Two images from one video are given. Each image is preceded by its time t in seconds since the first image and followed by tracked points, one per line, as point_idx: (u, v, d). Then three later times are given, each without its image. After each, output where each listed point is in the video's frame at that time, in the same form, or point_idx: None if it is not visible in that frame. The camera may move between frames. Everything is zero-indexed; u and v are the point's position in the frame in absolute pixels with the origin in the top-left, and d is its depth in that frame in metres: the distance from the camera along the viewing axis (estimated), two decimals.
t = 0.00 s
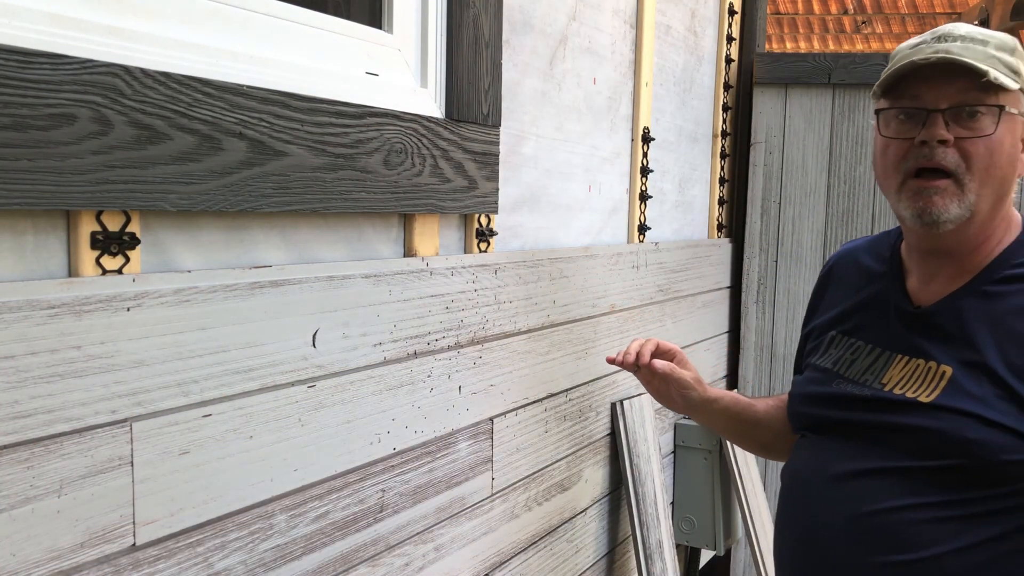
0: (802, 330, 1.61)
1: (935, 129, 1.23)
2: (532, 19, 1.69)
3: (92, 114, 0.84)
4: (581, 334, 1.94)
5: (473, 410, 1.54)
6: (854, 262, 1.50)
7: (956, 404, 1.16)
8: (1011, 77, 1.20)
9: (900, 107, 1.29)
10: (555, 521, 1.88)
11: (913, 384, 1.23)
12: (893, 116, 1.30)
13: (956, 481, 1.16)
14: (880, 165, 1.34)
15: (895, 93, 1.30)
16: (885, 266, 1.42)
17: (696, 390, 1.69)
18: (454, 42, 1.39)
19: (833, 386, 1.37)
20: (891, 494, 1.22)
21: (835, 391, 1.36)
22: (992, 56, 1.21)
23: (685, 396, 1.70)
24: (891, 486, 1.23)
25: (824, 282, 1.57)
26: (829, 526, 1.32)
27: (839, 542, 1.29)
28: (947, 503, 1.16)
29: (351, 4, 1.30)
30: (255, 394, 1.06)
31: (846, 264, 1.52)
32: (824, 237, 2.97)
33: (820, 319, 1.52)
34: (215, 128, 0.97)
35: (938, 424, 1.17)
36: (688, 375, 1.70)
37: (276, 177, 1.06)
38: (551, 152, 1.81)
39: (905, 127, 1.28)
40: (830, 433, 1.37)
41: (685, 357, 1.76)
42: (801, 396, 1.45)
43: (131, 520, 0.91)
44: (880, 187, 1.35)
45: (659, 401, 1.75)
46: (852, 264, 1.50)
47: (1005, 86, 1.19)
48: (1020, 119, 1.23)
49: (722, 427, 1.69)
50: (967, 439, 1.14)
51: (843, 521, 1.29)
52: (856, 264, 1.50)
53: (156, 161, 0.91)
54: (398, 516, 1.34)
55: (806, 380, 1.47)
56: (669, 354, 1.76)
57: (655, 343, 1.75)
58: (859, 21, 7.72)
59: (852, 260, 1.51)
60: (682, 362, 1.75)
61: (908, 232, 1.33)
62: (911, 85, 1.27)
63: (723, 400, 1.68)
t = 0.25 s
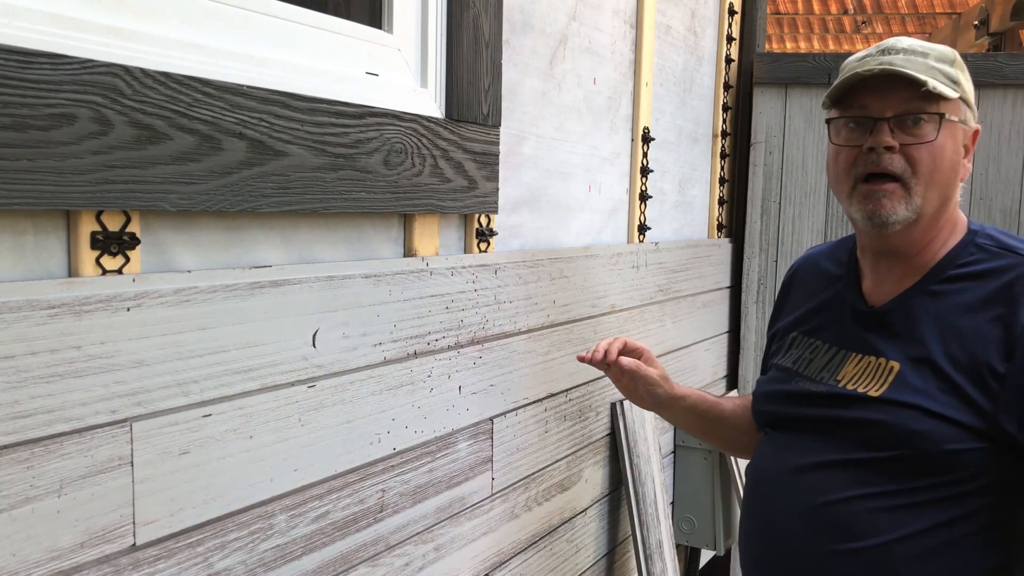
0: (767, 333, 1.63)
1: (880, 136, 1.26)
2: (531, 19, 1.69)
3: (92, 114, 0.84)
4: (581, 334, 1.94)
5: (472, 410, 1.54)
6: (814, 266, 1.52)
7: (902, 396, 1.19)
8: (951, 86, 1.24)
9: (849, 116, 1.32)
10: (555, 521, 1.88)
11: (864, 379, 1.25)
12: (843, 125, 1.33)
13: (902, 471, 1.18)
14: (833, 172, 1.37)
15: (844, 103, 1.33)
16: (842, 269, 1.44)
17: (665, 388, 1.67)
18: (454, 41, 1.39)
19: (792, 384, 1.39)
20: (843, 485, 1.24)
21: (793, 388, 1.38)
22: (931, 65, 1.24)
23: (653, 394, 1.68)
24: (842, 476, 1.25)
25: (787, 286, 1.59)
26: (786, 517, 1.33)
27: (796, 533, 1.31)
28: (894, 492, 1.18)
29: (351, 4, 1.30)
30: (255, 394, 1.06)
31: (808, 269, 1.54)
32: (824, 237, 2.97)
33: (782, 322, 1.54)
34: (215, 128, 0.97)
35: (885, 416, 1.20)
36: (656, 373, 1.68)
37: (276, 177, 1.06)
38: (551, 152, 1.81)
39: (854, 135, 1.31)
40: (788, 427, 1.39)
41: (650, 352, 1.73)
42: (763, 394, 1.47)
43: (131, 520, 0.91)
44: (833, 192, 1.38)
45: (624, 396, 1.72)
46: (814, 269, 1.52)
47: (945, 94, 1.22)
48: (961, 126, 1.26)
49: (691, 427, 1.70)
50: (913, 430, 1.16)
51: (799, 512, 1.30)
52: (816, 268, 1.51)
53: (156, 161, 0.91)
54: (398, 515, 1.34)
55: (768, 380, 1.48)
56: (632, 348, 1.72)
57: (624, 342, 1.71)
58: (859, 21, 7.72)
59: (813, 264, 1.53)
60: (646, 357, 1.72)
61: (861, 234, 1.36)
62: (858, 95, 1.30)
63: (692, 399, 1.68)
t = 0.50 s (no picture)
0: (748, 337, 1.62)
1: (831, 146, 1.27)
2: (532, 19, 1.69)
3: (92, 114, 0.84)
4: (581, 334, 1.94)
5: (472, 410, 1.54)
6: (791, 270, 1.53)
7: (871, 393, 1.19)
8: (901, 94, 1.24)
9: (806, 126, 1.34)
10: (555, 521, 1.88)
11: (835, 376, 1.26)
12: (802, 135, 1.35)
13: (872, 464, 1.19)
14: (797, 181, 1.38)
15: (802, 115, 1.35)
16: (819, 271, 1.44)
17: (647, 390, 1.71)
18: (454, 42, 1.39)
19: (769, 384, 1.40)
20: (816, 480, 1.24)
21: (769, 388, 1.39)
22: (880, 76, 1.25)
23: (636, 396, 1.72)
24: (815, 471, 1.25)
25: (765, 290, 1.59)
26: (763, 511, 1.33)
27: (772, 528, 1.31)
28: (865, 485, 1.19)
29: (351, 4, 1.30)
30: (255, 395, 1.06)
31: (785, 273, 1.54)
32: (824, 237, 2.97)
33: (762, 325, 1.54)
34: (215, 128, 0.97)
35: (856, 413, 1.20)
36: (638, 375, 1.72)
37: (276, 177, 1.06)
38: (551, 152, 1.81)
39: (812, 144, 1.32)
40: (764, 426, 1.39)
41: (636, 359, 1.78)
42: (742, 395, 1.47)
43: (131, 520, 0.91)
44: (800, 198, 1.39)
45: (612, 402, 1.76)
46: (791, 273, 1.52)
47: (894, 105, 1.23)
48: (915, 130, 1.26)
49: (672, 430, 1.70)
50: (881, 425, 1.17)
51: (776, 508, 1.31)
52: (794, 273, 1.51)
53: (155, 161, 0.91)
54: (398, 516, 1.34)
55: (747, 382, 1.49)
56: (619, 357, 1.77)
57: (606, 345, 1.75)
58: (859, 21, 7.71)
59: (789, 268, 1.54)
60: (633, 363, 1.77)
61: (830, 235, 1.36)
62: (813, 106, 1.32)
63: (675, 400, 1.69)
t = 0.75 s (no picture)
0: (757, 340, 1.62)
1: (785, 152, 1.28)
2: (532, 19, 1.69)
3: (92, 114, 0.84)
4: (581, 334, 1.94)
5: (473, 410, 1.54)
6: (797, 273, 1.52)
7: (854, 395, 1.19)
8: (849, 99, 1.22)
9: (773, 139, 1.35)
10: (555, 521, 1.88)
11: (822, 378, 1.26)
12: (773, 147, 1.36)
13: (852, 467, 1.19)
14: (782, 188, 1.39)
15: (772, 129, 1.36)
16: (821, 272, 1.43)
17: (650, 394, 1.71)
18: (454, 42, 1.39)
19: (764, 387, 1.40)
20: (803, 482, 1.25)
21: (764, 390, 1.39)
22: (829, 83, 1.25)
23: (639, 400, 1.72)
24: (800, 473, 1.26)
25: (773, 292, 1.58)
26: (750, 513, 1.34)
27: (760, 529, 1.31)
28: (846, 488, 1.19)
29: (351, 4, 1.30)
30: (255, 395, 1.06)
31: (790, 275, 1.54)
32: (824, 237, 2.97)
33: (766, 327, 1.53)
34: (215, 128, 0.97)
35: (839, 415, 1.20)
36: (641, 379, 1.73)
37: (276, 177, 1.06)
38: (551, 152, 1.81)
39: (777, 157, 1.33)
40: (757, 428, 1.40)
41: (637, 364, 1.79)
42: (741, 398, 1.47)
43: (131, 520, 0.91)
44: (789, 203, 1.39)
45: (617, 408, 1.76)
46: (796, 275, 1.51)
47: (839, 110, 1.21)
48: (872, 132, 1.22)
49: (678, 433, 1.69)
50: (864, 428, 1.16)
51: (764, 509, 1.31)
52: (799, 275, 1.51)
53: (155, 161, 0.91)
54: (398, 516, 1.34)
55: (747, 384, 1.49)
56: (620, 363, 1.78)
57: (605, 352, 1.78)
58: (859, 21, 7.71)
59: (796, 270, 1.53)
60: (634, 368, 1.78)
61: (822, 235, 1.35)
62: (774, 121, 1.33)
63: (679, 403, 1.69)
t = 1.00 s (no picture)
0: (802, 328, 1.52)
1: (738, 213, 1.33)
2: (531, 19, 1.69)
3: (92, 114, 0.84)
4: (580, 334, 1.94)
5: (473, 410, 1.54)
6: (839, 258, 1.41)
7: (823, 406, 1.14)
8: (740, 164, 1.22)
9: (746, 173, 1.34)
10: (555, 521, 1.88)
11: (808, 385, 1.20)
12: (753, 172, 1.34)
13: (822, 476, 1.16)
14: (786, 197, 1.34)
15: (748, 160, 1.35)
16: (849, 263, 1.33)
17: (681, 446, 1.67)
18: (454, 42, 1.39)
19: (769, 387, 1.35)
20: (781, 483, 1.23)
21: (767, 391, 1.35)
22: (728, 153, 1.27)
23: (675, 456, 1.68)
24: (775, 477, 1.24)
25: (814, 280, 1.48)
26: (737, 515, 1.33)
27: (743, 527, 1.30)
28: (816, 496, 1.17)
29: (351, 4, 1.30)
30: (255, 395, 1.06)
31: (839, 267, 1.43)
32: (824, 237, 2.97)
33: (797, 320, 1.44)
34: (215, 128, 0.97)
35: (809, 424, 1.16)
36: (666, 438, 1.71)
37: (276, 177, 1.06)
38: (551, 152, 1.81)
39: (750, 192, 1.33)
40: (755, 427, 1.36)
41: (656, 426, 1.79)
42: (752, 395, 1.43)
43: (130, 520, 0.91)
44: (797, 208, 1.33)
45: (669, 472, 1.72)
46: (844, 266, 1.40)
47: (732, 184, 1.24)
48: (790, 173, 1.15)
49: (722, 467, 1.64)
50: (831, 439, 1.13)
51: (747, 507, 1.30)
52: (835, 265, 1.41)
53: (155, 161, 0.91)
54: (398, 516, 1.34)
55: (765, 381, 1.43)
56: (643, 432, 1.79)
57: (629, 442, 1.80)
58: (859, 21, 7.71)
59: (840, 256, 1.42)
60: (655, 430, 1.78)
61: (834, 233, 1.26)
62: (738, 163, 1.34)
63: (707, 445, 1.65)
